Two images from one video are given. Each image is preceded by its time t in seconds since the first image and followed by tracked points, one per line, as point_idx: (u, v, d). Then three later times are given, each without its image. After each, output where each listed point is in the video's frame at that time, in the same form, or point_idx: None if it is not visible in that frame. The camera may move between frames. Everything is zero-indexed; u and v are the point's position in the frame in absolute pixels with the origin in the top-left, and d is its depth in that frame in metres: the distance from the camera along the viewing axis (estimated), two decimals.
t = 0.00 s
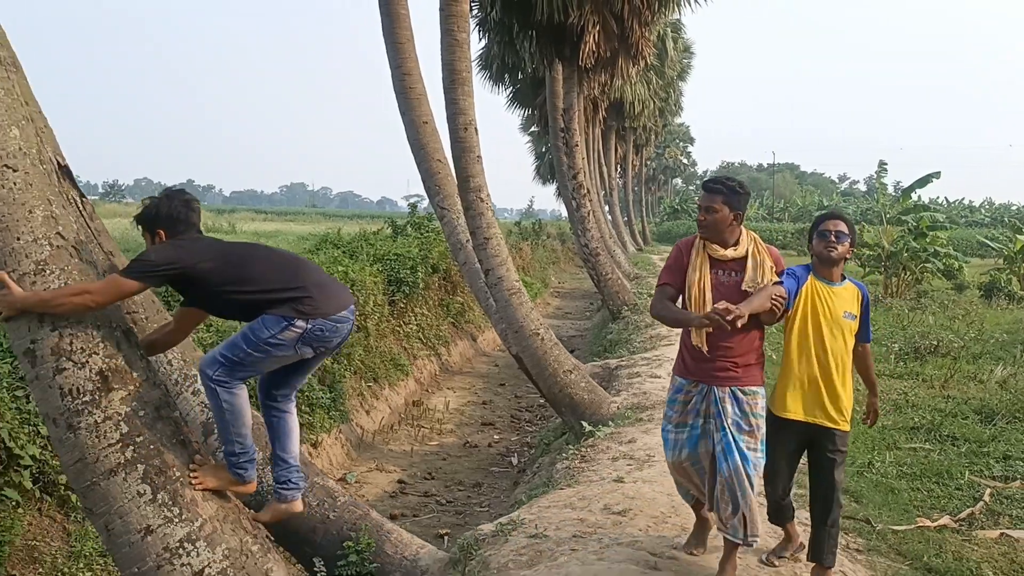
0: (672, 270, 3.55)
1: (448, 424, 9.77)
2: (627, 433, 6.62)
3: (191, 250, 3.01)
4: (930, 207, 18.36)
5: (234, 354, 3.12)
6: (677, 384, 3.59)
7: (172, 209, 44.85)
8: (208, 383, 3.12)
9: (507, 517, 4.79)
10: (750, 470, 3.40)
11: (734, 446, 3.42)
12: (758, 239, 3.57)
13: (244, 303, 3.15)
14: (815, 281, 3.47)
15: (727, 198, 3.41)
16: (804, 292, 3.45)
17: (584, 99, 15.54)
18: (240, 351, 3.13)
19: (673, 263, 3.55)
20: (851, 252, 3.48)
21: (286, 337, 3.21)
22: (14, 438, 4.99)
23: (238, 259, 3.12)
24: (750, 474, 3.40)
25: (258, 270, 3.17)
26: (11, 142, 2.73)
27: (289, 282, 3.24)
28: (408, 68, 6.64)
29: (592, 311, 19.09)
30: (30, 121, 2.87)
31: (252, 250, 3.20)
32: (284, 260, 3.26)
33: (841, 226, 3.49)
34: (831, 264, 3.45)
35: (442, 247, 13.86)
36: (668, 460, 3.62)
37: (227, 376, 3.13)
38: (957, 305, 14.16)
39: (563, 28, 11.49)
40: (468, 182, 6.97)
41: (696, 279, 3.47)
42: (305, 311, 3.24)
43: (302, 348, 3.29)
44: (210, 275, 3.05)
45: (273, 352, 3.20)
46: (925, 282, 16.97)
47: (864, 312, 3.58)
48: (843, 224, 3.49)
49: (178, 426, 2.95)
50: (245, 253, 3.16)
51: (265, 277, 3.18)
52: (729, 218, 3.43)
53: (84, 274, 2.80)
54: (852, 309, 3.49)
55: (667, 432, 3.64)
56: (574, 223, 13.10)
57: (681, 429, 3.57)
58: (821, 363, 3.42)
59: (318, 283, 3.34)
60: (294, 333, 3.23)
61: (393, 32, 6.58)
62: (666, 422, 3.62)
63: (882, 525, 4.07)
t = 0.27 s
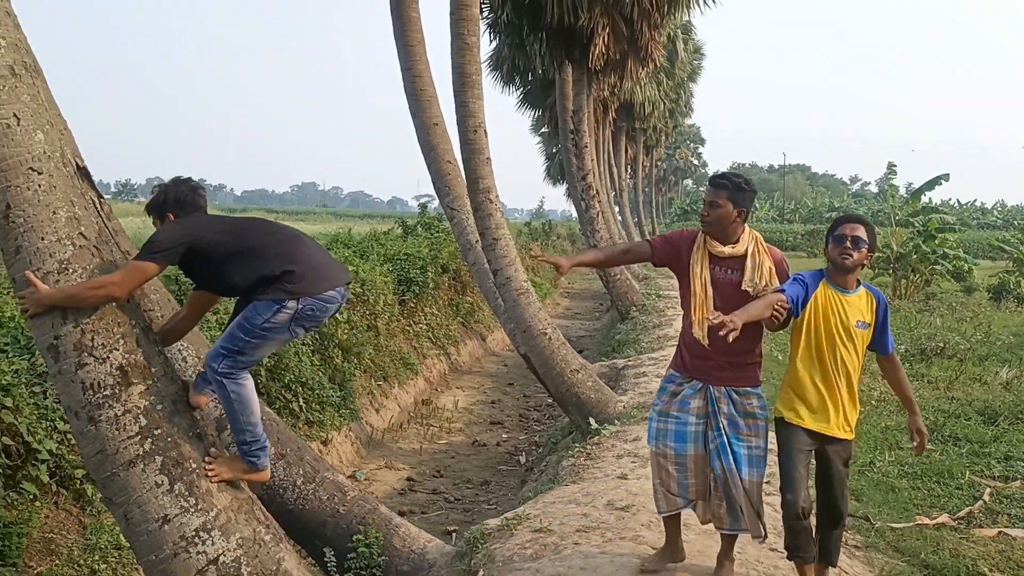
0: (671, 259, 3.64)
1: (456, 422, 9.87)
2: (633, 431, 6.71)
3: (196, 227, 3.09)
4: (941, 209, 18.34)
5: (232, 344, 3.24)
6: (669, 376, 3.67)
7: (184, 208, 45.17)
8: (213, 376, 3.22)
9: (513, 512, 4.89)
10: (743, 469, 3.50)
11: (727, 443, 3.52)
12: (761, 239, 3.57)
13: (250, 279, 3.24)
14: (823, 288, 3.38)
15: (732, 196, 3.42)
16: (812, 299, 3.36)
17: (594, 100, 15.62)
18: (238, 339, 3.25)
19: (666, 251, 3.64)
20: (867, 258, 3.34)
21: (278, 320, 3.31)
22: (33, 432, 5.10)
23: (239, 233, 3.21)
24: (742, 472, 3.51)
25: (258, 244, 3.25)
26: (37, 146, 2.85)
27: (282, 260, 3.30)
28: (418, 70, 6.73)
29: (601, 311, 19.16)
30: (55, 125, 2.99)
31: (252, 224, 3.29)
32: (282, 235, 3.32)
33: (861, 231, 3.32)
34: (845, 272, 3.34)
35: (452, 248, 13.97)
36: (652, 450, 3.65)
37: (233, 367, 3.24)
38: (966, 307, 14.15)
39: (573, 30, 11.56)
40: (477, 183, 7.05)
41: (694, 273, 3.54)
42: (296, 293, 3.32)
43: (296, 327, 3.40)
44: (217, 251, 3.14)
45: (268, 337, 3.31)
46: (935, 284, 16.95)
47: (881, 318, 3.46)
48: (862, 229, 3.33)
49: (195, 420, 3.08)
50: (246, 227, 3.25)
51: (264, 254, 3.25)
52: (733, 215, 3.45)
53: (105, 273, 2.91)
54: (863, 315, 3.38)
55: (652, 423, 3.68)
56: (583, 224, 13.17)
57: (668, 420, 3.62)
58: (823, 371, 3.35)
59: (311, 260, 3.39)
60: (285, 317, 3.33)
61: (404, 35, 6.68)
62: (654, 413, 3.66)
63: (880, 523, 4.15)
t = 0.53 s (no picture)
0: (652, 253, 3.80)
1: (464, 420, 9.97)
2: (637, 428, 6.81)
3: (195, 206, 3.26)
4: (950, 210, 18.31)
5: (230, 317, 3.37)
6: (653, 377, 3.77)
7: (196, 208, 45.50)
8: (216, 351, 3.33)
9: (517, 505, 5.00)
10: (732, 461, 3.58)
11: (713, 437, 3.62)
12: (737, 238, 3.64)
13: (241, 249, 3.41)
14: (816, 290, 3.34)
15: (705, 191, 3.53)
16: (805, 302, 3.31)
17: (603, 100, 15.68)
18: (231, 311, 3.37)
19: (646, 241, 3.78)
20: (859, 258, 3.29)
21: (263, 285, 3.42)
22: (49, 425, 5.17)
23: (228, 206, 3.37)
24: (731, 464, 3.59)
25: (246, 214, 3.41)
26: (57, 147, 2.95)
27: (263, 225, 3.45)
28: (427, 71, 6.82)
29: (610, 311, 19.23)
30: (75, 128, 3.09)
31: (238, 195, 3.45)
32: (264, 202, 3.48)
33: (849, 230, 3.27)
34: (839, 273, 3.30)
35: (461, 247, 14.09)
36: (642, 454, 3.74)
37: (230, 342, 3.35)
38: (974, 308, 14.16)
39: (581, 31, 11.63)
40: (484, 184, 7.12)
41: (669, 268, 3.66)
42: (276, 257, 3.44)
43: (280, 291, 3.49)
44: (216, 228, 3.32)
45: (258, 304, 3.42)
46: (944, 284, 16.94)
47: (882, 317, 3.39)
48: (853, 228, 3.28)
49: (208, 411, 3.19)
50: (237, 198, 3.43)
51: (251, 223, 3.42)
52: (704, 212, 3.56)
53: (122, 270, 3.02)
54: (861, 317, 3.33)
55: (641, 427, 3.78)
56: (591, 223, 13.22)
57: (656, 422, 3.71)
58: (824, 380, 3.30)
59: (290, 224, 3.53)
60: (268, 282, 3.43)
61: (412, 36, 6.78)
62: (641, 416, 3.77)
63: (878, 516, 4.32)
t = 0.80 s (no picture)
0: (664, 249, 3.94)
1: (475, 420, 10.04)
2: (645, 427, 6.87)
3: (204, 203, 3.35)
4: (964, 210, 18.22)
5: (231, 255, 3.32)
6: (654, 379, 3.85)
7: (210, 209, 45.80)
8: (200, 278, 3.26)
9: (525, 502, 5.07)
10: (717, 471, 3.62)
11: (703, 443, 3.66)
12: (744, 240, 3.69)
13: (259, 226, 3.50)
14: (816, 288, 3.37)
15: (710, 191, 3.61)
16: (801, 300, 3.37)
17: (613, 100, 15.70)
18: (238, 252, 3.34)
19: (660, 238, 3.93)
20: (863, 255, 3.26)
21: (280, 249, 3.49)
22: (68, 422, 5.24)
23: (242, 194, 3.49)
24: (716, 473, 3.63)
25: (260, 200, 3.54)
26: (78, 148, 3.04)
27: (284, 204, 3.59)
28: (437, 72, 6.90)
29: (621, 311, 19.24)
30: (95, 129, 3.18)
31: (252, 182, 3.57)
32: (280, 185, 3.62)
33: (851, 229, 3.25)
34: (841, 270, 3.30)
35: (472, 247, 14.17)
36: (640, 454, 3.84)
37: (220, 274, 3.30)
38: (987, 308, 14.12)
39: (591, 31, 11.67)
40: (494, 184, 7.20)
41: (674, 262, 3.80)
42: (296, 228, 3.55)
43: (293, 262, 3.57)
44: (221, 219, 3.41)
45: (267, 259, 3.44)
46: (957, 285, 16.88)
47: (892, 319, 3.30)
48: (854, 225, 3.26)
49: (224, 404, 3.28)
50: (247, 184, 3.55)
51: (269, 206, 3.54)
52: (710, 212, 3.63)
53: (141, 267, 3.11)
54: (863, 318, 3.28)
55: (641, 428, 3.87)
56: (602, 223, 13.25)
57: (654, 424, 3.80)
58: (818, 382, 3.32)
59: (309, 206, 3.68)
60: (286, 247, 3.51)
61: (423, 38, 6.86)
62: (640, 415, 3.86)
63: (884, 515, 4.73)
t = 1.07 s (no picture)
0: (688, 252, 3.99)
1: (482, 420, 10.08)
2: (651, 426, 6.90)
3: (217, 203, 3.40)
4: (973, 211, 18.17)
5: (234, 272, 3.42)
6: (671, 377, 3.89)
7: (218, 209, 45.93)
8: (204, 293, 3.35)
9: (531, 501, 5.12)
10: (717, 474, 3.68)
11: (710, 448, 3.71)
12: (765, 246, 3.70)
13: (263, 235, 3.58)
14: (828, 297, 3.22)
15: (729, 194, 3.64)
16: (808, 309, 3.26)
17: (621, 101, 15.73)
18: (240, 269, 3.44)
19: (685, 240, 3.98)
20: (874, 267, 3.08)
21: (283, 266, 3.58)
22: (79, 421, 5.28)
23: (253, 199, 3.54)
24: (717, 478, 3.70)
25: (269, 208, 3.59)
26: (92, 152, 3.10)
27: (290, 216, 3.65)
28: (446, 75, 6.96)
29: (628, 312, 19.25)
30: (109, 134, 3.24)
31: (262, 187, 3.61)
32: (286, 193, 3.66)
33: (864, 240, 3.08)
34: (850, 280, 3.12)
35: (479, 248, 14.21)
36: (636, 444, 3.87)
37: (224, 289, 3.40)
38: (995, 309, 14.10)
39: (599, 33, 11.71)
40: (501, 185, 7.25)
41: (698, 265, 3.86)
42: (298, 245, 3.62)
43: (295, 278, 3.66)
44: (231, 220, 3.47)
45: (268, 276, 3.54)
46: (965, 286, 16.84)
47: (908, 334, 3.08)
48: (864, 235, 3.09)
49: (234, 404, 3.34)
50: (254, 189, 3.57)
51: (274, 218, 3.60)
52: (730, 216, 3.66)
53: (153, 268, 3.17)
54: (872, 333, 3.10)
55: (645, 419, 3.90)
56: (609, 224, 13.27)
57: (660, 418, 3.83)
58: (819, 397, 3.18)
59: (314, 219, 3.74)
60: (288, 264, 3.60)
61: (432, 40, 6.91)
62: (649, 411, 3.88)
63: (888, 515, 4.76)
